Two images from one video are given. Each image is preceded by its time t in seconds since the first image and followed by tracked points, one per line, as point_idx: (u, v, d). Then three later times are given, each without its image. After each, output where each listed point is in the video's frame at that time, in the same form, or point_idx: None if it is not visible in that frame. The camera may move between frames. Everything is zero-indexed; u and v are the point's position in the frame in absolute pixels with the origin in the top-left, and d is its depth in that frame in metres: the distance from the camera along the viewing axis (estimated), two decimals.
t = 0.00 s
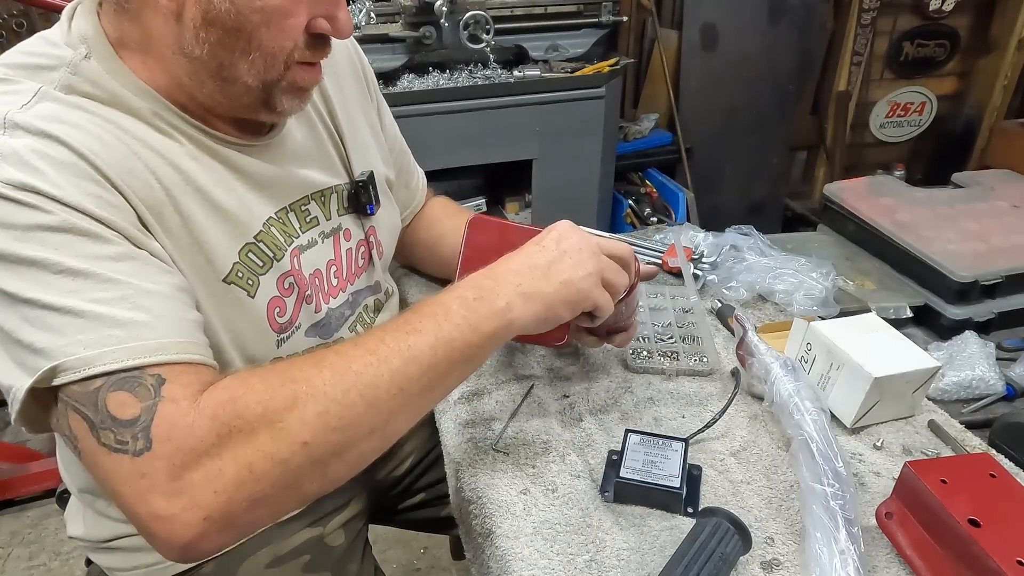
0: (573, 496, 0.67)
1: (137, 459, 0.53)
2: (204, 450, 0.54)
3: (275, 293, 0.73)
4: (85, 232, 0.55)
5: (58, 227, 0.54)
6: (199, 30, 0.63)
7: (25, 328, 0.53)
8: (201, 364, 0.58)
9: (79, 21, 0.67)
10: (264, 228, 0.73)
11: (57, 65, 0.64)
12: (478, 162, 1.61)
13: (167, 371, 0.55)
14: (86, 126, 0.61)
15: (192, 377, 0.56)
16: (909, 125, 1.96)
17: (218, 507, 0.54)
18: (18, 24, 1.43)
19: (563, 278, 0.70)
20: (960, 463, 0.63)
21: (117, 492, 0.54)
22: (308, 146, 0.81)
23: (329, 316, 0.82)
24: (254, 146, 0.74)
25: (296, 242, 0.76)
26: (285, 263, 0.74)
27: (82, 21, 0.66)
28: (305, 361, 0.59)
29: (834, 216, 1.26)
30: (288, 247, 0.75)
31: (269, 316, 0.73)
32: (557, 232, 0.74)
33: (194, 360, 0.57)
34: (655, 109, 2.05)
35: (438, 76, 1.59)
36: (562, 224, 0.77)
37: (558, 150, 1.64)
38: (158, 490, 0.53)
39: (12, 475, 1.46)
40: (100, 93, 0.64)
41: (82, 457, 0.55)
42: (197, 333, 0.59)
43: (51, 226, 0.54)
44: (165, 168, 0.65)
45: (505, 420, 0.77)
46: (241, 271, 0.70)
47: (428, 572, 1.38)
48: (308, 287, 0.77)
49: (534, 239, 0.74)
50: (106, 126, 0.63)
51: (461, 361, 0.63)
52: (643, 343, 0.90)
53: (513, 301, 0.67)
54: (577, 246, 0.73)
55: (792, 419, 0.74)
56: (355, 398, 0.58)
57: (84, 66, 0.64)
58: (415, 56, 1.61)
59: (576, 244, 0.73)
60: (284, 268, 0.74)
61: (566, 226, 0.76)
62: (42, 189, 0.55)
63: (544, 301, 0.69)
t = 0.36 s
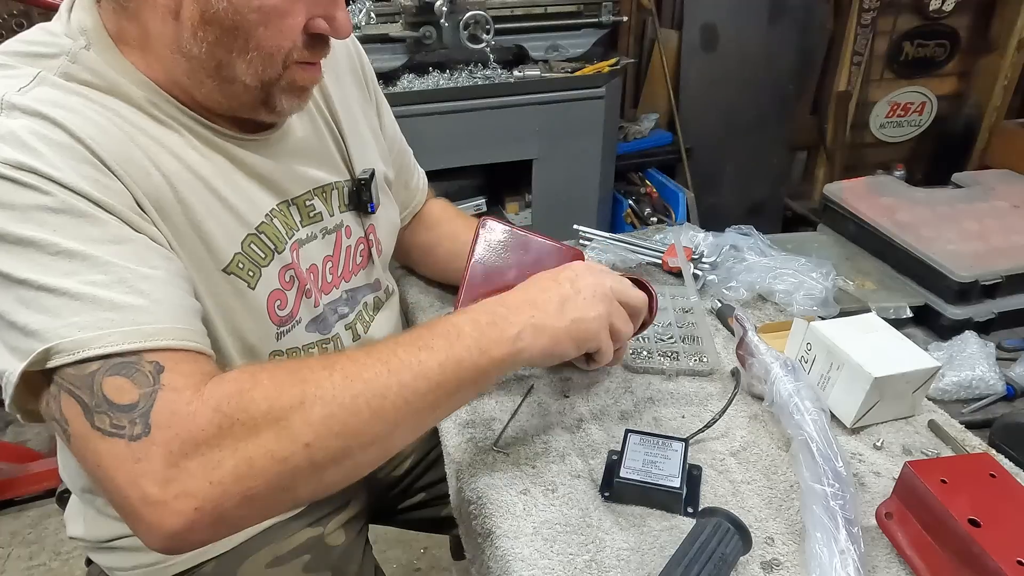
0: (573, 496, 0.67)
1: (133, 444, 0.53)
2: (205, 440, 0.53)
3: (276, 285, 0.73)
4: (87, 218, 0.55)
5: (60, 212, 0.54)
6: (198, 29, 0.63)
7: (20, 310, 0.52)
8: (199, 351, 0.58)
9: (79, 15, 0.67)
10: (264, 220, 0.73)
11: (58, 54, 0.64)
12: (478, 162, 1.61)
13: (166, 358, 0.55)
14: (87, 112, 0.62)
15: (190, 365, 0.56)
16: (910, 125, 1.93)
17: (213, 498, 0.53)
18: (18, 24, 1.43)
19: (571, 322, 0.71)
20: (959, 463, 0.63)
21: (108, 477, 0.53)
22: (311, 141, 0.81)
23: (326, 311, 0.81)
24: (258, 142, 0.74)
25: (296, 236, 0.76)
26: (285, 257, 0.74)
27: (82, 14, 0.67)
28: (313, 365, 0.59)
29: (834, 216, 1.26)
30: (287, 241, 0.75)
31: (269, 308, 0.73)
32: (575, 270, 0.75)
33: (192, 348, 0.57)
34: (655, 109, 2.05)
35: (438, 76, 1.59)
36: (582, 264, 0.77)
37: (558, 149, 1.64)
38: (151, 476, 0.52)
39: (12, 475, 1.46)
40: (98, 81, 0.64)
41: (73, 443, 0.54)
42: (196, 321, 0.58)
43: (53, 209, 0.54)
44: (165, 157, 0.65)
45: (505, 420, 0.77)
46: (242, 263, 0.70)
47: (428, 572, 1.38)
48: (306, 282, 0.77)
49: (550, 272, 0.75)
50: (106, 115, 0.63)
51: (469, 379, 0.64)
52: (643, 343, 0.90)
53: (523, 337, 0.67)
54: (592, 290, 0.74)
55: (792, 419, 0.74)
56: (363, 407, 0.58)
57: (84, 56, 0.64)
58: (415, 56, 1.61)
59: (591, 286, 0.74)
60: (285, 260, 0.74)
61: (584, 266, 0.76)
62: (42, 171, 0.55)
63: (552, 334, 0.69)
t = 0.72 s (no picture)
0: (573, 496, 0.67)
1: (146, 442, 0.53)
2: (213, 442, 0.54)
3: (276, 282, 0.73)
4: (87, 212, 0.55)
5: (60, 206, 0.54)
6: (187, 31, 0.63)
7: (25, 308, 0.52)
8: (205, 350, 0.58)
9: (76, 12, 0.67)
10: (264, 216, 0.73)
11: (56, 49, 0.64)
12: (477, 162, 1.61)
13: (175, 357, 0.55)
14: (85, 108, 0.62)
15: (198, 365, 0.56)
16: (910, 124, 1.93)
17: (221, 498, 0.53)
18: (18, 24, 1.43)
19: (574, 356, 0.71)
20: (958, 463, 0.63)
21: (118, 473, 0.53)
22: (308, 140, 0.81)
23: (324, 310, 0.81)
24: (254, 138, 0.74)
25: (295, 234, 0.76)
26: (286, 253, 0.75)
27: (81, 12, 0.67)
28: (323, 373, 0.60)
29: (834, 216, 1.26)
30: (287, 240, 0.75)
31: (268, 307, 0.73)
32: (592, 295, 0.73)
33: (199, 347, 0.57)
34: (655, 109, 2.05)
35: (438, 76, 1.59)
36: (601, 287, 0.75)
37: (558, 149, 1.64)
38: (163, 474, 0.52)
39: (12, 475, 1.46)
40: (95, 77, 0.64)
41: (82, 441, 0.54)
42: (200, 320, 0.59)
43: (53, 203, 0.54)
44: (166, 154, 0.65)
45: (504, 420, 0.77)
46: (241, 259, 0.70)
47: (428, 572, 1.38)
48: (305, 280, 0.77)
49: (566, 287, 0.74)
50: (106, 112, 0.63)
51: (476, 399, 0.64)
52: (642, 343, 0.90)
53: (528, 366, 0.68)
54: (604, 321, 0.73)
55: (792, 419, 0.74)
56: (371, 421, 0.58)
57: (81, 51, 0.64)
58: (415, 56, 1.61)
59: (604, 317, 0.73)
60: (284, 258, 0.74)
61: (604, 289, 0.75)
62: (44, 167, 0.55)
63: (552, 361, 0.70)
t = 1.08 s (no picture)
0: (573, 496, 0.67)
1: (147, 439, 0.52)
2: (217, 436, 0.54)
3: (274, 286, 0.73)
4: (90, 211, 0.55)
5: (62, 206, 0.54)
6: (180, 30, 0.63)
7: (28, 307, 0.52)
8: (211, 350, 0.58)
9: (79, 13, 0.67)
10: (263, 220, 0.73)
11: (59, 51, 0.64)
12: (476, 162, 1.61)
13: (179, 353, 0.55)
14: (89, 111, 0.62)
15: (202, 362, 0.56)
16: (910, 124, 1.94)
17: (223, 496, 0.53)
18: (18, 24, 1.43)
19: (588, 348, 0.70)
20: (958, 463, 0.63)
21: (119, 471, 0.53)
22: (307, 141, 0.81)
23: (324, 311, 0.81)
24: (253, 139, 0.74)
25: (294, 237, 0.76)
26: (283, 256, 0.74)
27: (84, 13, 0.67)
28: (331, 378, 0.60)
29: (834, 216, 1.26)
30: (285, 243, 0.75)
31: (266, 310, 0.73)
32: (580, 279, 0.74)
33: (202, 344, 0.57)
34: (655, 109, 2.05)
35: (438, 76, 1.59)
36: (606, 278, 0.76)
37: (558, 150, 1.64)
38: (165, 472, 0.52)
39: (12, 475, 1.46)
40: (97, 79, 0.65)
41: (84, 439, 0.54)
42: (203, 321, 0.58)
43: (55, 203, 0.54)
44: (169, 158, 0.65)
45: (504, 420, 0.77)
46: (239, 264, 0.70)
47: (428, 572, 1.38)
48: (305, 282, 0.77)
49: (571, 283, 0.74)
50: (110, 115, 0.63)
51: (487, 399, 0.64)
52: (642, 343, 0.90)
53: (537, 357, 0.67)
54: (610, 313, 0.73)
55: (792, 419, 0.74)
56: (382, 423, 0.58)
57: (83, 53, 0.64)
58: (415, 56, 1.61)
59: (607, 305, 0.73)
60: (281, 261, 0.74)
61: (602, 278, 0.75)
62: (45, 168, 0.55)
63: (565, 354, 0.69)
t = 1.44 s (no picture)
0: (573, 496, 0.67)
1: (145, 428, 0.52)
2: (218, 426, 0.53)
3: (278, 286, 0.73)
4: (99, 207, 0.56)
5: (72, 201, 0.54)
6: (192, 26, 0.63)
7: (27, 294, 0.51)
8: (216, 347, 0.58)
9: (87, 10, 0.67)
10: (267, 220, 0.73)
11: (69, 50, 0.64)
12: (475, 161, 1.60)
13: (178, 344, 0.55)
14: (100, 108, 0.62)
15: (202, 352, 0.56)
16: (910, 125, 1.96)
17: (223, 486, 0.52)
18: (18, 24, 1.43)
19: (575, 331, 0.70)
20: (960, 463, 0.63)
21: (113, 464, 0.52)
22: (313, 140, 0.82)
23: (328, 311, 0.81)
24: (259, 139, 0.74)
25: (298, 237, 0.76)
26: (288, 256, 0.74)
27: (89, 11, 0.67)
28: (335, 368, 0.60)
29: (834, 216, 1.26)
30: (290, 242, 0.75)
31: (271, 310, 0.73)
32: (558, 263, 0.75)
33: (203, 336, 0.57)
34: (655, 109, 2.05)
35: (438, 76, 1.59)
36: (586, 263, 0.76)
37: (558, 150, 1.64)
38: (162, 462, 0.51)
39: (12, 475, 1.46)
40: (107, 78, 0.64)
41: (77, 431, 0.53)
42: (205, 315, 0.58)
43: (66, 197, 0.54)
44: (177, 158, 0.66)
45: (504, 420, 0.77)
46: (246, 262, 0.70)
47: (428, 572, 1.37)
48: (310, 281, 0.77)
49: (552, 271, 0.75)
50: (120, 112, 0.63)
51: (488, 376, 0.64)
52: (643, 343, 0.90)
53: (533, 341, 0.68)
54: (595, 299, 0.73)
55: (792, 418, 0.74)
56: (390, 413, 0.58)
57: (93, 51, 0.64)
58: (415, 56, 1.60)
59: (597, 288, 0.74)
60: (286, 261, 0.74)
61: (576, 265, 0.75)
62: (56, 162, 0.55)
63: (560, 336, 0.69)
